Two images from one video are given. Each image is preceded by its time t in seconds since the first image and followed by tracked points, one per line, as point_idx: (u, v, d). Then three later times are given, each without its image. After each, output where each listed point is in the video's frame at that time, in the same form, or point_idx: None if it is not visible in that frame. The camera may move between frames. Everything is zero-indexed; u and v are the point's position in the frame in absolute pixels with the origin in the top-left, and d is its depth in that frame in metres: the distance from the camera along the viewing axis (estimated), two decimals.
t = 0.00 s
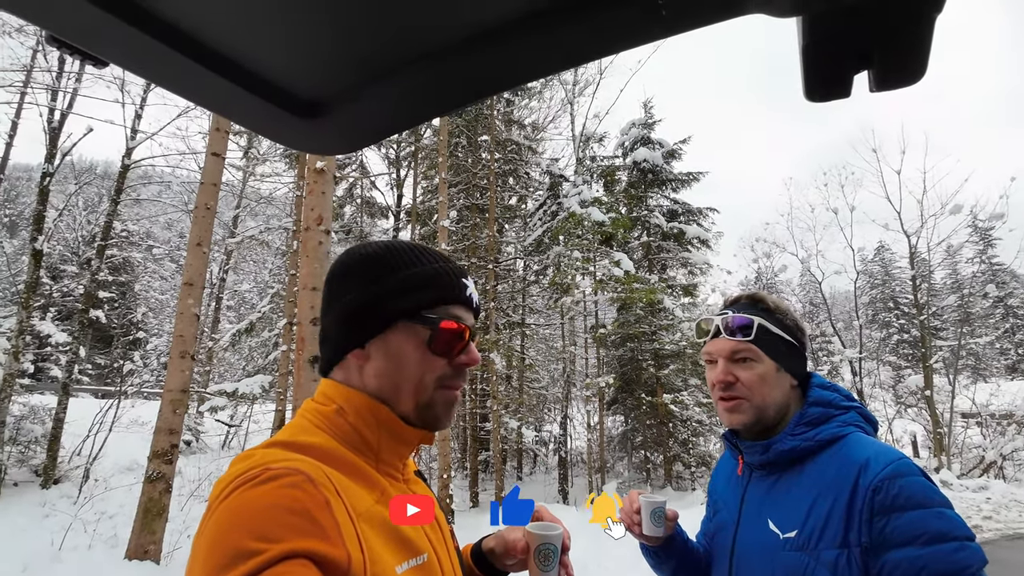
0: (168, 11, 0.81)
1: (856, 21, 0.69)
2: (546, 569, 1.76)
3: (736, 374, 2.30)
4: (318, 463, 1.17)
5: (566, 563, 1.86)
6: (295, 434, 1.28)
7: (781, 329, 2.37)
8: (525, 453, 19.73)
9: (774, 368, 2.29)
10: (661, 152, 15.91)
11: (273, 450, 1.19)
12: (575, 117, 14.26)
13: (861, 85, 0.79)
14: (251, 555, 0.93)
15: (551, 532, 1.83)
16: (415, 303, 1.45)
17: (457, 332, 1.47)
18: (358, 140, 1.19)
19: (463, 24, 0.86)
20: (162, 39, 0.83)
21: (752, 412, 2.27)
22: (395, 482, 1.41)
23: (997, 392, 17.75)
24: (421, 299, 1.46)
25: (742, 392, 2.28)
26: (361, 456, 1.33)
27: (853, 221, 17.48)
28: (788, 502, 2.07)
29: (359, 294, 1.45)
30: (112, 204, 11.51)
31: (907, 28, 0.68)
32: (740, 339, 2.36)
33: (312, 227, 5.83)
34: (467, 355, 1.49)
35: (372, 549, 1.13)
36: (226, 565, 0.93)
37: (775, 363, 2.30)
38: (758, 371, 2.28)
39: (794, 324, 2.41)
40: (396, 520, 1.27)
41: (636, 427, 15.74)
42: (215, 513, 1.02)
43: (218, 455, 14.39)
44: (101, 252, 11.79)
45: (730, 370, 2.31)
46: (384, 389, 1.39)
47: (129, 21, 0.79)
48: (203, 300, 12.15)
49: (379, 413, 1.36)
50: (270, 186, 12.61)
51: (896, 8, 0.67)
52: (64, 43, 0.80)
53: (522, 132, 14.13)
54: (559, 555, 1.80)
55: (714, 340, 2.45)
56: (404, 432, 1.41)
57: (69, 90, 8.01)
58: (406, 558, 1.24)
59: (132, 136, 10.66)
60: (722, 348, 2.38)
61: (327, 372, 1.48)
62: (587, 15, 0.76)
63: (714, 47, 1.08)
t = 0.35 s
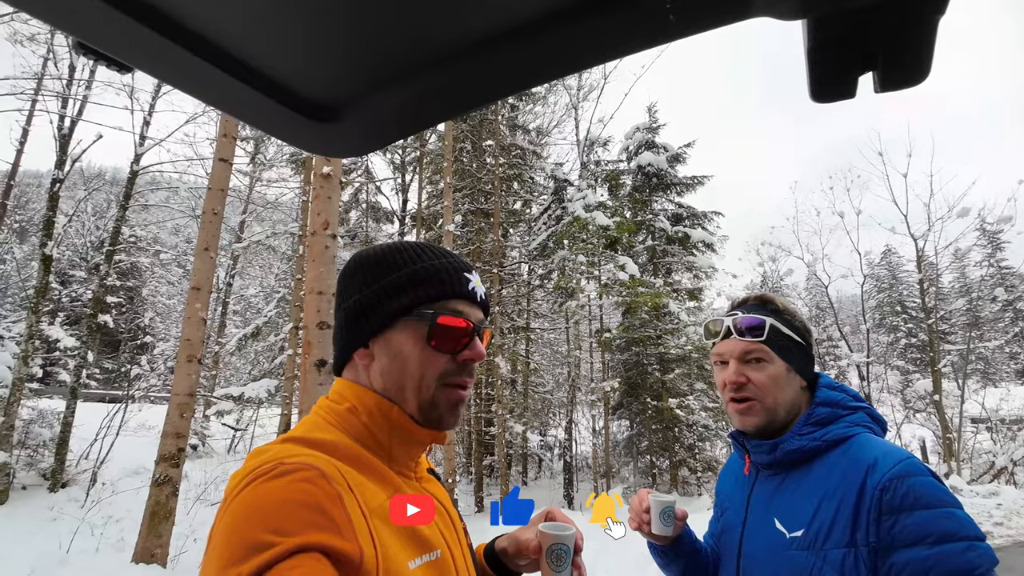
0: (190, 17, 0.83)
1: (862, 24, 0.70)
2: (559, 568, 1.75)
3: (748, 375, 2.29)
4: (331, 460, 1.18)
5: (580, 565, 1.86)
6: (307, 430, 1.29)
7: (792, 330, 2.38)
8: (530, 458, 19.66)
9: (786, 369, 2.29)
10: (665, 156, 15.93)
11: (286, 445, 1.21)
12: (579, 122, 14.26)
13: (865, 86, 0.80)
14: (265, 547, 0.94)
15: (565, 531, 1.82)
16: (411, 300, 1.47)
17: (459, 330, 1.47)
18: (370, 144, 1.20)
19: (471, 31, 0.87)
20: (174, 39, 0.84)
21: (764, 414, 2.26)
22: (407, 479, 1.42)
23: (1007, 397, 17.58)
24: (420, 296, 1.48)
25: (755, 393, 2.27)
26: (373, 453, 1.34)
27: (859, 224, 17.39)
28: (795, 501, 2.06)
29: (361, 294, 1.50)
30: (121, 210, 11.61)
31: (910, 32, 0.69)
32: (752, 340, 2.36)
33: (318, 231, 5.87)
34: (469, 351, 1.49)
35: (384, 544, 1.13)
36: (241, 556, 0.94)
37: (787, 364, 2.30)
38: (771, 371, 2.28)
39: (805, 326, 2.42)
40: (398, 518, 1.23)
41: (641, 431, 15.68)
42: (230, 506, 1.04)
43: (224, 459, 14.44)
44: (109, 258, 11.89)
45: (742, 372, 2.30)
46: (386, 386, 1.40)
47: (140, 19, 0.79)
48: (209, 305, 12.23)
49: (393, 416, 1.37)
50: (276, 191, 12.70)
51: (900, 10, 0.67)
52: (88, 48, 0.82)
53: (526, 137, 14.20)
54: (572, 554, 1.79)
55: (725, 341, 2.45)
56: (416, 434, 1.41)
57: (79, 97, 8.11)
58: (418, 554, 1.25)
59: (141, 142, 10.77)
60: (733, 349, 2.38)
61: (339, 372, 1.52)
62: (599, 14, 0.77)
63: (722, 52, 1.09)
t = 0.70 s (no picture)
0: (203, 19, 0.84)
1: (865, 22, 0.70)
2: (567, 565, 1.76)
3: (741, 375, 2.32)
4: (337, 456, 1.19)
5: (587, 562, 1.86)
6: (314, 427, 1.30)
7: (794, 335, 2.32)
8: (534, 458, 19.68)
9: (780, 373, 2.26)
10: (669, 156, 15.89)
11: (294, 442, 1.21)
12: (583, 122, 14.24)
13: (868, 84, 0.80)
14: (273, 542, 0.95)
15: (572, 528, 1.82)
16: (410, 296, 1.48)
17: (458, 325, 1.48)
18: (377, 143, 1.21)
19: (475, 33, 0.88)
20: (181, 40, 0.85)
21: (755, 413, 2.27)
22: (413, 476, 1.43)
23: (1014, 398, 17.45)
24: (420, 291, 1.50)
25: (746, 394, 2.29)
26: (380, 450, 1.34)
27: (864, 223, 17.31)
28: (796, 500, 2.05)
29: (362, 293, 1.52)
30: (127, 211, 11.69)
31: (913, 31, 0.69)
32: (747, 342, 2.36)
33: (323, 232, 5.90)
34: (468, 346, 1.50)
35: (389, 541, 1.14)
36: (249, 551, 0.95)
37: (783, 368, 2.27)
38: (763, 375, 2.27)
39: (812, 330, 2.35)
40: (398, 517, 1.22)
41: (645, 432, 15.65)
42: (237, 502, 1.04)
43: (229, 458, 14.51)
44: (116, 259, 11.97)
45: (734, 372, 2.34)
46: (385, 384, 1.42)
47: (148, 18, 0.79)
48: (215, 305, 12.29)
49: (399, 414, 1.38)
50: (281, 193, 12.76)
51: (901, 11, 0.68)
52: (98, 48, 0.83)
53: (530, 138, 14.24)
54: (579, 551, 1.79)
55: (725, 339, 2.45)
56: (423, 430, 1.42)
57: (86, 99, 8.16)
58: (424, 552, 1.25)
59: (147, 143, 10.84)
60: (729, 349, 2.40)
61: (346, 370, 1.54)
62: (606, 13, 0.77)
63: (726, 52, 1.09)
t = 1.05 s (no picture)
0: (199, 25, 0.84)
1: (865, 26, 0.69)
2: (567, 567, 1.77)
3: (763, 378, 2.27)
4: (339, 462, 1.19)
5: (587, 564, 1.87)
6: (315, 433, 1.30)
7: (812, 335, 2.34)
8: (537, 456, 19.72)
9: (800, 375, 2.27)
10: (672, 153, 15.83)
11: (296, 448, 1.22)
12: (585, 119, 14.18)
13: (871, 88, 0.79)
14: (274, 550, 0.96)
15: (573, 530, 1.83)
16: (443, 308, 1.46)
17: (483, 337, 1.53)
18: (378, 146, 1.20)
19: (473, 36, 0.87)
20: (174, 44, 0.83)
21: (774, 417, 2.24)
22: (414, 479, 1.43)
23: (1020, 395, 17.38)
24: (451, 305, 1.49)
25: (766, 397, 2.25)
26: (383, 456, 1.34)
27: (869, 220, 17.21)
28: (797, 503, 2.05)
29: (388, 300, 1.43)
30: (131, 209, 11.74)
31: (917, 36, 0.68)
32: (768, 342, 2.32)
33: (326, 230, 5.90)
34: (491, 354, 1.58)
35: (390, 547, 1.14)
36: (248, 558, 0.96)
37: (802, 368, 2.28)
38: (786, 376, 2.26)
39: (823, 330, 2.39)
40: (398, 519, 1.23)
41: (649, 429, 15.64)
42: (237, 509, 1.05)
43: (234, 456, 14.59)
44: (120, 257, 12.03)
45: (757, 374, 2.28)
46: (421, 394, 1.43)
47: (139, 24, 0.78)
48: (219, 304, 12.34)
49: (404, 418, 1.39)
50: (283, 191, 12.77)
51: (905, 15, 0.66)
52: (94, 54, 0.83)
53: (532, 135, 14.22)
54: (579, 553, 1.80)
55: (742, 340, 2.40)
56: (424, 431, 1.43)
57: (89, 98, 8.18)
58: (424, 557, 1.25)
59: (150, 142, 10.86)
60: (749, 350, 2.34)
61: (351, 377, 1.46)
62: (606, 16, 0.76)
63: (727, 52, 1.08)
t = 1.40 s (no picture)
0: (197, 32, 0.84)
1: (866, 30, 0.68)
2: (566, 568, 1.76)
3: (752, 380, 2.27)
4: (339, 468, 1.19)
5: (587, 565, 1.87)
6: (314, 438, 1.30)
7: (803, 336, 2.31)
8: (540, 454, 19.74)
9: (791, 376, 2.25)
10: (675, 150, 15.78)
11: (294, 454, 1.22)
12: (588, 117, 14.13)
13: (872, 91, 0.78)
14: (273, 557, 0.96)
15: (571, 532, 1.83)
16: (446, 314, 1.50)
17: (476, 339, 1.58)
18: (377, 149, 1.20)
19: (471, 41, 0.87)
20: (170, 49, 0.83)
21: (766, 418, 2.25)
22: (413, 483, 1.43)
23: None
24: (453, 310, 1.52)
25: (756, 399, 2.25)
26: (381, 460, 1.34)
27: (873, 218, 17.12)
28: (797, 506, 2.05)
29: (396, 304, 1.43)
30: (135, 208, 11.78)
31: (917, 41, 0.68)
32: (758, 345, 2.31)
33: (328, 229, 5.90)
34: (482, 354, 1.62)
35: (390, 551, 1.14)
36: (248, 564, 0.97)
37: (794, 369, 2.25)
38: (775, 378, 2.24)
39: (818, 331, 2.34)
40: (398, 519, 1.23)
41: (651, 428, 15.62)
42: (237, 514, 1.05)
43: (238, 453, 14.66)
44: (125, 256, 12.07)
45: (745, 377, 2.28)
46: (422, 394, 1.44)
47: (132, 28, 0.77)
48: (222, 302, 12.39)
49: (400, 418, 1.39)
50: (287, 189, 12.80)
51: (908, 18, 0.65)
52: (91, 63, 0.83)
53: (535, 133, 14.19)
54: (578, 554, 1.80)
55: (731, 343, 2.40)
56: (422, 431, 1.44)
57: (93, 97, 8.20)
58: (423, 560, 1.25)
59: (154, 141, 10.89)
60: (738, 352, 2.34)
61: (345, 381, 1.45)
62: (605, 20, 0.75)
63: (732, 50, 1.07)
